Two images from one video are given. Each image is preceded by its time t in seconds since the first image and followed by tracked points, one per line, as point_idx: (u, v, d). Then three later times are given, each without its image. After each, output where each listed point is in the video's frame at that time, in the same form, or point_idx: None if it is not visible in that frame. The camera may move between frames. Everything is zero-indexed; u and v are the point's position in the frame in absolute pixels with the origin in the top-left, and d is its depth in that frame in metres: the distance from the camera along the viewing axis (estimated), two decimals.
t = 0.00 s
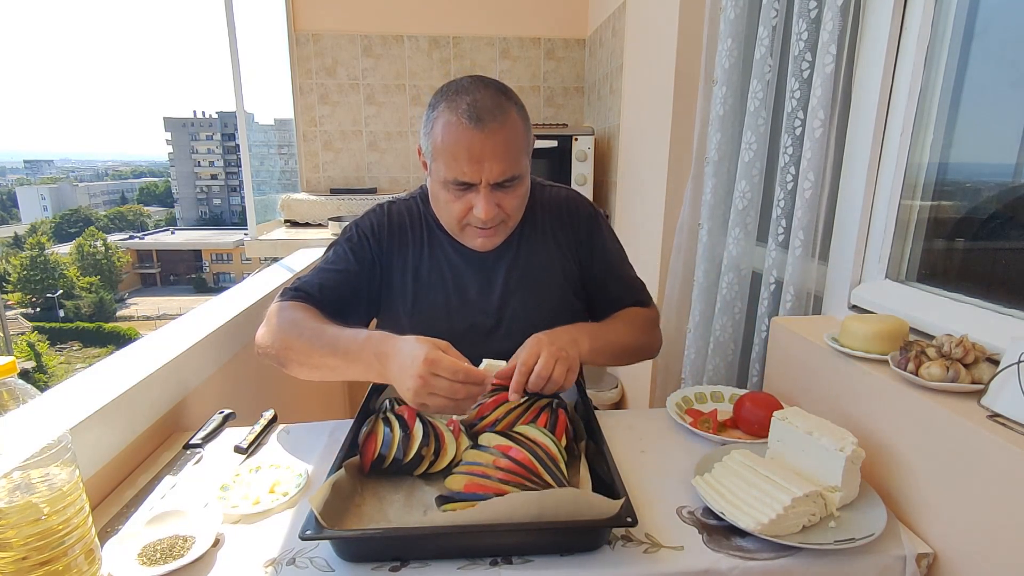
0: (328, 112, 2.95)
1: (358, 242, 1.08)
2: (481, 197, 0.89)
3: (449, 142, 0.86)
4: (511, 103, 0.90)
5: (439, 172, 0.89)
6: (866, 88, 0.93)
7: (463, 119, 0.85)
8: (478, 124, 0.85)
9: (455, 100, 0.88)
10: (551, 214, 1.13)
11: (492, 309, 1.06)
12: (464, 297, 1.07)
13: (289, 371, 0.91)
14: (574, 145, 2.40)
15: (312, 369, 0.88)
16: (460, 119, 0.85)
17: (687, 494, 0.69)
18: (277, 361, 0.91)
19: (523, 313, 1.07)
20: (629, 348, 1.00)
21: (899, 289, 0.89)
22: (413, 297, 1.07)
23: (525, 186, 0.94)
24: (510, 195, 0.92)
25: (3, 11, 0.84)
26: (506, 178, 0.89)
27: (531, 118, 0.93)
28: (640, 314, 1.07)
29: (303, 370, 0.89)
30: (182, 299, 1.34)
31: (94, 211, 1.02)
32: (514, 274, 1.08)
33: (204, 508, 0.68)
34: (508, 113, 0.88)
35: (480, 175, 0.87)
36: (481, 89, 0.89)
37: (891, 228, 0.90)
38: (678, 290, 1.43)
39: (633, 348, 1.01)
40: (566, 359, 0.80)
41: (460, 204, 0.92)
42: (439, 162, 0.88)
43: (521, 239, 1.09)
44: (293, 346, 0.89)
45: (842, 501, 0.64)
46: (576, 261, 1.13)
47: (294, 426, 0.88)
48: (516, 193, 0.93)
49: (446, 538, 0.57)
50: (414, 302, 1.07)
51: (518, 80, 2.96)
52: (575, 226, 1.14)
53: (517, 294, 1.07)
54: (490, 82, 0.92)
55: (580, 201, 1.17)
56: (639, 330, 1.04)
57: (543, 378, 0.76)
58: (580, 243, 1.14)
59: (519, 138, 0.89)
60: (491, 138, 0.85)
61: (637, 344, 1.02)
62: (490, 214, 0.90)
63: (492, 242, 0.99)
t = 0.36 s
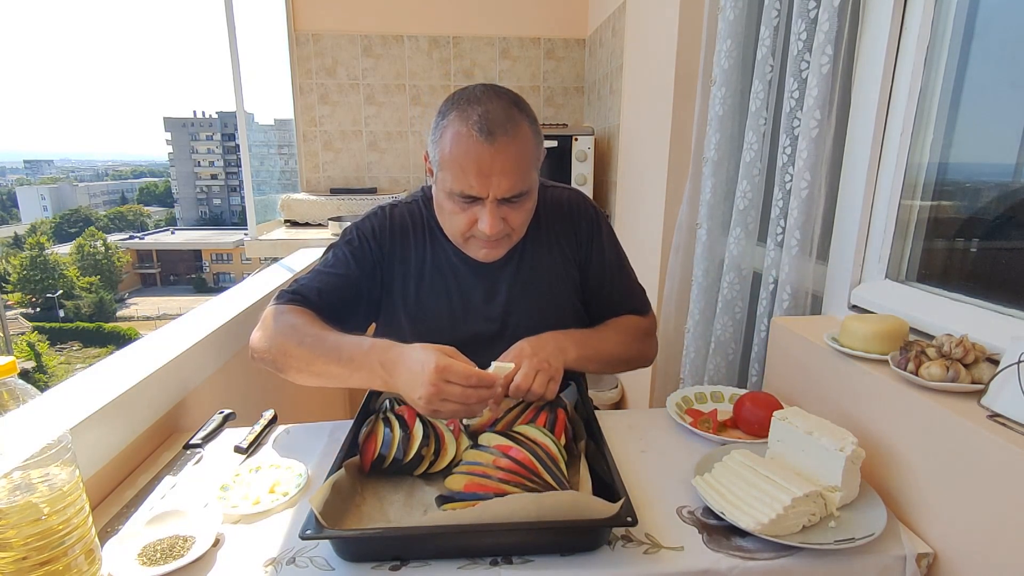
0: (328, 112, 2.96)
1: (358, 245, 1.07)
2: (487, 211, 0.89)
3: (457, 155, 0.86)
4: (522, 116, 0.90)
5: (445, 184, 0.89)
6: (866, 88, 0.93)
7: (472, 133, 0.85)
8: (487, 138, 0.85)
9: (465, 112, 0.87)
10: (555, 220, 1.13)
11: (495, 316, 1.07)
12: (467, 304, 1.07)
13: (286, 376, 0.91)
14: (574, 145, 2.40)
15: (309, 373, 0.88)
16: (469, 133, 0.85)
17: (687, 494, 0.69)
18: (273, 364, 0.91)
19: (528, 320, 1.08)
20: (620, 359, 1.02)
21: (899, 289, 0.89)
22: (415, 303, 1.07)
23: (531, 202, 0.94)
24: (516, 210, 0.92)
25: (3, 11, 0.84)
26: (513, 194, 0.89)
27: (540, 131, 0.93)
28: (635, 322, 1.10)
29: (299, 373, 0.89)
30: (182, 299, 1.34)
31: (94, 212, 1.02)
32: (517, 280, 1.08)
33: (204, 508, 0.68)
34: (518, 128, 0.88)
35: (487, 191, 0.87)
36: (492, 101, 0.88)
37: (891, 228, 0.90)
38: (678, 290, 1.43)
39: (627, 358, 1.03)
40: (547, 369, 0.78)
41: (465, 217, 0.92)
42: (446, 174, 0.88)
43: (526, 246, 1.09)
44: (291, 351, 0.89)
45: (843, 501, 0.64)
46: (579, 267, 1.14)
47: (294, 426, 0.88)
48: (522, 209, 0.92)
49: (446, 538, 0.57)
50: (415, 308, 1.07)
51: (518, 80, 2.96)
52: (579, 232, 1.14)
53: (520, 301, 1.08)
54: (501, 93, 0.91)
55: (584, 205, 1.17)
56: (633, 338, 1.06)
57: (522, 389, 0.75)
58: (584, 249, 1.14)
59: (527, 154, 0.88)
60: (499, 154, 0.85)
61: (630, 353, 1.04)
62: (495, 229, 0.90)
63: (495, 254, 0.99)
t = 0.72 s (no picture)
0: (328, 112, 2.96)
1: (359, 249, 1.07)
2: (486, 231, 0.89)
3: (456, 174, 0.85)
4: (522, 134, 0.90)
5: (444, 203, 0.89)
6: (865, 88, 0.93)
7: (470, 152, 0.85)
8: (486, 157, 0.84)
9: (462, 130, 0.87)
10: (561, 227, 1.12)
11: (498, 325, 1.07)
12: (470, 313, 1.07)
13: (286, 380, 0.91)
14: (574, 145, 2.40)
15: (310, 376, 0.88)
16: (467, 151, 0.85)
17: (688, 494, 0.69)
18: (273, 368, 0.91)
19: (530, 328, 1.08)
20: (616, 357, 1.01)
21: (899, 289, 0.89)
22: (417, 311, 1.07)
23: (533, 220, 0.93)
24: (517, 229, 0.91)
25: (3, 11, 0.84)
26: (513, 213, 0.88)
27: (541, 148, 0.93)
28: (638, 325, 1.10)
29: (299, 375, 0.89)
30: (182, 299, 1.34)
31: (94, 211, 1.02)
32: (522, 289, 1.08)
33: (204, 508, 0.68)
34: (516, 145, 0.87)
35: (486, 209, 0.87)
36: (491, 118, 0.88)
37: (891, 228, 0.90)
38: (678, 290, 1.43)
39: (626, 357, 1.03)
40: (548, 361, 0.84)
41: (465, 237, 0.91)
42: (445, 193, 0.88)
43: (532, 257, 1.09)
44: (291, 355, 0.89)
45: (842, 501, 0.64)
46: (583, 275, 1.14)
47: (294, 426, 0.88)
48: (523, 228, 0.92)
49: (446, 538, 0.57)
50: (416, 315, 1.07)
51: (518, 80, 2.96)
52: (583, 239, 1.14)
53: (524, 310, 1.08)
54: (500, 110, 0.91)
55: (589, 212, 1.17)
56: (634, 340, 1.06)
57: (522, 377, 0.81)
58: (588, 257, 1.14)
59: (526, 172, 0.88)
60: (497, 173, 0.85)
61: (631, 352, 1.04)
62: (495, 249, 0.89)
63: (496, 273, 0.98)
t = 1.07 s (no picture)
0: (328, 112, 2.96)
1: (361, 249, 1.07)
2: (488, 235, 0.89)
3: (455, 180, 0.85)
4: (520, 137, 0.89)
5: (445, 208, 0.89)
6: (866, 87, 0.93)
7: (469, 157, 0.85)
8: (485, 162, 0.84)
9: (461, 137, 0.87)
10: (563, 229, 1.12)
11: (500, 326, 1.07)
12: (472, 314, 1.07)
13: (289, 379, 0.91)
14: (574, 145, 2.40)
15: (315, 375, 0.89)
16: (466, 157, 0.85)
17: (687, 494, 0.69)
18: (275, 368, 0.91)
19: (532, 329, 1.08)
20: (613, 356, 1.00)
21: (899, 289, 0.89)
22: (419, 311, 1.08)
23: (535, 222, 0.93)
24: (519, 232, 0.91)
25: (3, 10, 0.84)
26: (514, 216, 0.88)
27: (540, 151, 0.93)
28: (642, 325, 1.10)
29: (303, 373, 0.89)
30: (182, 298, 1.34)
31: (94, 211, 1.02)
32: (524, 290, 1.08)
33: (204, 508, 0.68)
34: (515, 149, 0.87)
35: (487, 214, 0.87)
36: (488, 123, 0.88)
37: (891, 228, 0.90)
38: (677, 290, 1.43)
39: (628, 357, 1.03)
40: (547, 359, 0.84)
41: (467, 241, 0.91)
42: (445, 199, 0.88)
43: (535, 260, 1.09)
44: (295, 353, 0.89)
45: (843, 502, 0.64)
46: (585, 276, 1.14)
47: (295, 426, 0.88)
48: (525, 230, 0.92)
49: (446, 538, 0.57)
50: (418, 314, 1.08)
51: (518, 80, 2.96)
52: (586, 241, 1.14)
53: (527, 311, 1.08)
54: (497, 114, 0.91)
55: (592, 212, 1.17)
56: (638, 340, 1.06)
57: (521, 372, 0.82)
58: (590, 257, 1.14)
59: (526, 175, 0.88)
60: (497, 178, 0.85)
61: (635, 352, 1.05)
62: (497, 252, 0.89)
63: (499, 276, 0.98)
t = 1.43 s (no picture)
0: (328, 112, 2.96)
1: (362, 246, 1.07)
2: (485, 232, 0.89)
3: (452, 177, 0.85)
4: (516, 134, 0.89)
5: (442, 205, 0.89)
6: (865, 87, 0.93)
7: (465, 155, 0.85)
8: (481, 159, 0.84)
9: (456, 135, 0.87)
10: (563, 227, 1.12)
11: (500, 323, 1.07)
12: (472, 311, 1.07)
13: (291, 376, 0.91)
14: (574, 145, 2.40)
15: (316, 372, 0.89)
16: (462, 154, 0.85)
17: (687, 494, 0.69)
18: (276, 363, 0.90)
19: (532, 326, 1.08)
20: (613, 355, 1.00)
21: (899, 289, 0.89)
22: (420, 308, 1.08)
23: (531, 219, 0.93)
24: (516, 228, 0.91)
25: (3, 11, 0.84)
26: (511, 213, 0.88)
27: (536, 148, 0.92)
28: (642, 323, 1.10)
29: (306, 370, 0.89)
30: (182, 299, 1.34)
31: (94, 212, 1.02)
32: (524, 287, 1.08)
33: (204, 508, 0.68)
34: (511, 147, 0.87)
35: (483, 211, 0.87)
36: (484, 121, 0.88)
37: (891, 228, 0.90)
38: (677, 290, 1.44)
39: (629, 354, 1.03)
40: (547, 357, 0.83)
41: (464, 238, 0.91)
42: (442, 196, 0.88)
43: (535, 257, 1.09)
44: (297, 349, 0.89)
45: (843, 502, 0.64)
46: (585, 274, 1.14)
47: (294, 426, 0.88)
48: (521, 226, 0.92)
49: (446, 538, 0.57)
50: (418, 312, 1.08)
51: (518, 80, 2.96)
52: (586, 239, 1.14)
53: (527, 309, 1.08)
54: (493, 112, 0.91)
55: (591, 211, 1.17)
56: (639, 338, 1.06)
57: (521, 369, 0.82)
58: (590, 257, 1.14)
59: (522, 172, 0.88)
60: (493, 176, 0.85)
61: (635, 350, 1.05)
62: (495, 249, 0.89)
63: (497, 273, 0.98)
